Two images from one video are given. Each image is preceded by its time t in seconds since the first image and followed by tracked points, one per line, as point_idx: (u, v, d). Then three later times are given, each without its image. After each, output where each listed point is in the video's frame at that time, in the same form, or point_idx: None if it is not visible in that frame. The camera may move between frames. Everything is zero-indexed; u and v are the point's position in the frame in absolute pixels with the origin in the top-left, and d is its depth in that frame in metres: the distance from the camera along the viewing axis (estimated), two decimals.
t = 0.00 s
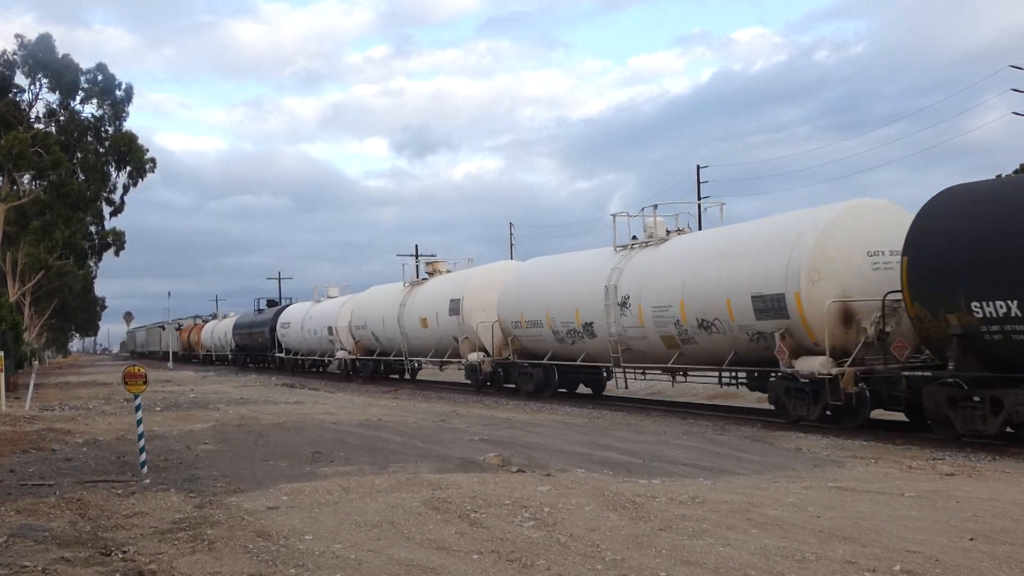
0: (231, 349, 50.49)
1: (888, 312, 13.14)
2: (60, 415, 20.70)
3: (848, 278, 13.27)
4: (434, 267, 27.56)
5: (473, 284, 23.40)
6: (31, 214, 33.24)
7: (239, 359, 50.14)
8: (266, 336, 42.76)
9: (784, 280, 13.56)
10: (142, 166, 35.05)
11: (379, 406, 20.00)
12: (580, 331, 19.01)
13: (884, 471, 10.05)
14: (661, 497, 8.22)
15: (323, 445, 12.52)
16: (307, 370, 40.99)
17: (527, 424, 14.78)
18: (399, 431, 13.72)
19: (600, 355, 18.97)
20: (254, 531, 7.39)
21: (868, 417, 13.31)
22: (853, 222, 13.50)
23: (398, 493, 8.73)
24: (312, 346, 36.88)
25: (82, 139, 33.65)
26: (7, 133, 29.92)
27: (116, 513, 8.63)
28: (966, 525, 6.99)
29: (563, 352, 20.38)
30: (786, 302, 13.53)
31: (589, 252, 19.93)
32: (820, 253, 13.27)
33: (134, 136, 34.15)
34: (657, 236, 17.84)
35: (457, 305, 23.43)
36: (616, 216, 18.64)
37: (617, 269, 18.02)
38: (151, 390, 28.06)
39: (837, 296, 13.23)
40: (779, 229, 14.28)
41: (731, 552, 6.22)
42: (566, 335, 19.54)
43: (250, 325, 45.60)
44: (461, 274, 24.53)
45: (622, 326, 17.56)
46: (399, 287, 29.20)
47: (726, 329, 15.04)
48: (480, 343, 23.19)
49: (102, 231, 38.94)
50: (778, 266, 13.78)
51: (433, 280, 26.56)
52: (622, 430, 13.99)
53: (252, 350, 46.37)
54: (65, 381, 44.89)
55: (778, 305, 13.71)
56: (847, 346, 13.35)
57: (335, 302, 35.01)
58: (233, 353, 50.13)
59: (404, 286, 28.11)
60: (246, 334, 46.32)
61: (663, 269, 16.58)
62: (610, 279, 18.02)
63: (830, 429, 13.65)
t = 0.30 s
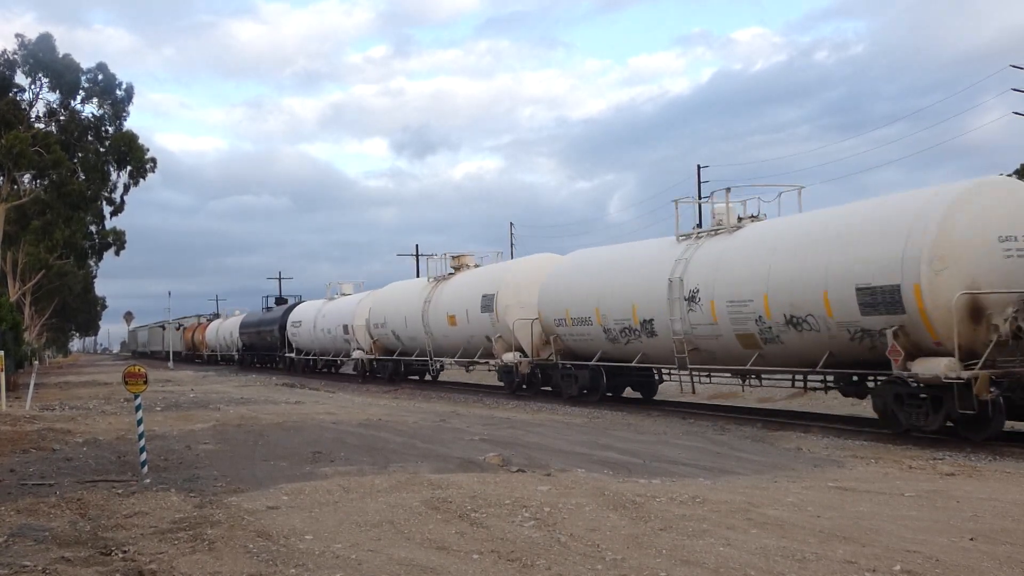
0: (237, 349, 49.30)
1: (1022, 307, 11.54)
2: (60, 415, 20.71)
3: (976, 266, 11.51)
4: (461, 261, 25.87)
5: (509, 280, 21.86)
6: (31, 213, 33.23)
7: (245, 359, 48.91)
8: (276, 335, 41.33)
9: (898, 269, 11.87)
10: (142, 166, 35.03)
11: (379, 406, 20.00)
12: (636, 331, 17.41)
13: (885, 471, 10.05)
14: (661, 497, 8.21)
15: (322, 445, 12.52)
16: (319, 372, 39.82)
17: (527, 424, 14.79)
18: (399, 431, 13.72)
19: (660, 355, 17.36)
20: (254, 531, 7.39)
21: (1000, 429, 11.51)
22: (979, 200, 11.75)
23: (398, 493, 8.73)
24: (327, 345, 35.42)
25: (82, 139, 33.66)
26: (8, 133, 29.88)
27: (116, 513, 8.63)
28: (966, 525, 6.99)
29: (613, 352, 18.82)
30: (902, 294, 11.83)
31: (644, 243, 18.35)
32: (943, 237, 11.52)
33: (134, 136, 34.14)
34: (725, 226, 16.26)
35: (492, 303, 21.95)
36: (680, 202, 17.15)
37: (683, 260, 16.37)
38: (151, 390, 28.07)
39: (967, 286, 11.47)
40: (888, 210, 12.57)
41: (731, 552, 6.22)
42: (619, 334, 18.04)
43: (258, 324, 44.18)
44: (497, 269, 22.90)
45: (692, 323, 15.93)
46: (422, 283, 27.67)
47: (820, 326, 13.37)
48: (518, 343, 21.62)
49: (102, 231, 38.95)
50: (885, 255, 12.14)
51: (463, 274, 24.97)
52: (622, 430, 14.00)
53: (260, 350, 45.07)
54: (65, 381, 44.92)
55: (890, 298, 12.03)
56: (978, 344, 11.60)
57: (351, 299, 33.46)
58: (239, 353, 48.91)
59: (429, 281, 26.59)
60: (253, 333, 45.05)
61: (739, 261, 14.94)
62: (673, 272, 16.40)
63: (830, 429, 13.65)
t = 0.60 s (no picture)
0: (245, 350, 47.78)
1: None
2: (60, 415, 20.71)
3: None
4: (492, 255, 23.76)
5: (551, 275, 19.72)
6: (31, 213, 33.22)
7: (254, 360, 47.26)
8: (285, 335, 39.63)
9: None
10: (141, 166, 35.01)
11: (379, 406, 20.01)
12: (705, 329, 15.36)
13: (885, 471, 10.05)
14: (661, 497, 8.21)
15: (322, 445, 12.51)
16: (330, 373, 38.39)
17: (527, 424, 14.79)
18: (399, 431, 13.72)
19: (732, 356, 15.31)
20: (254, 531, 7.39)
21: None
22: None
23: (398, 493, 8.73)
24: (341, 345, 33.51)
25: (82, 139, 33.70)
26: (7, 133, 29.87)
27: (115, 513, 8.62)
28: (967, 525, 6.98)
29: (673, 353, 16.78)
30: None
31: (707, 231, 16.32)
32: None
33: (134, 136, 34.15)
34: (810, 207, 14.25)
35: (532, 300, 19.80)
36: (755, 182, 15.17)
37: (762, 247, 14.36)
38: (151, 391, 28.09)
39: None
40: None
41: (731, 552, 6.22)
42: (683, 334, 15.93)
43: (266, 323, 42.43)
44: (532, 264, 20.84)
45: (776, 320, 13.91)
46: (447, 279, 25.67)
47: (943, 321, 11.45)
48: (561, 343, 19.51)
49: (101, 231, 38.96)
50: None
51: (493, 270, 22.87)
52: (622, 430, 14.00)
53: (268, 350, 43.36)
54: (65, 381, 44.92)
55: None
56: None
57: (367, 296, 31.45)
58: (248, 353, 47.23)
59: (454, 276, 24.56)
60: (260, 332, 43.41)
61: (839, 245, 12.90)
62: (753, 261, 14.33)
63: (830, 429, 13.65)
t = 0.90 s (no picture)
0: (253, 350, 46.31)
1: None
2: (60, 415, 20.73)
3: None
4: (525, 248, 22.78)
5: (600, 270, 18.39)
6: (31, 213, 33.20)
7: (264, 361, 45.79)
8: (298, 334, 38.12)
9: None
10: (141, 166, 35.03)
11: (378, 406, 20.02)
12: (795, 325, 13.87)
13: (885, 471, 10.06)
14: (661, 497, 8.22)
15: (322, 446, 12.53)
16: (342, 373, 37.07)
17: (527, 424, 14.81)
18: (399, 431, 13.73)
19: (826, 357, 13.84)
20: (254, 531, 7.41)
21: None
22: None
23: (398, 493, 8.74)
24: (360, 345, 31.98)
25: (82, 139, 33.69)
26: (7, 133, 29.86)
27: (116, 513, 8.64)
28: (967, 525, 6.99)
29: (749, 353, 15.28)
30: None
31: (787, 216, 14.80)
32: None
33: (134, 136, 34.16)
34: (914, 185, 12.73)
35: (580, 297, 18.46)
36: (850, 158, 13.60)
37: (865, 233, 12.83)
38: (150, 391, 28.11)
39: None
40: None
41: (731, 552, 6.23)
42: (767, 331, 14.45)
43: (276, 322, 40.97)
44: (579, 257, 19.37)
45: (887, 315, 12.44)
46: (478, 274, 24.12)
47: None
48: (612, 343, 18.16)
49: (101, 231, 38.97)
50: None
51: (534, 264, 21.37)
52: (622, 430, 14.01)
53: (279, 351, 41.92)
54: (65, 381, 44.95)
55: None
56: None
57: (388, 293, 29.93)
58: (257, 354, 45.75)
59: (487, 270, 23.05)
60: (270, 332, 41.97)
61: (967, 229, 11.43)
62: (855, 249, 12.83)
63: (830, 430, 13.66)
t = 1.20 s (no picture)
0: (262, 351, 44.84)
1: None
2: (60, 415, 20.72)
3: None
4: (566, 241, 21.07)
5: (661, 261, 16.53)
6: (32, 214, 33.19)
7: (273, 362, 44.23)
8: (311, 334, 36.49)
9: None
10: (142, 166, 35.03)
11: (379, 406, 20.01)
12: (911, 324, 11.87)
13: (885, 471, 10.06)
14: (661, 497, 8.21)
15: (322, 446, 12.52)
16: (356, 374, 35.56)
17: (527, 424, 14.79)
18: (399, 432, 13.73)
19: (948, 360, 11.80)
20: (254, 531, 7.40)
21: None
22: None
23: (399, 493, 8.74)
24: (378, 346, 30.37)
25: (82, 140, 33.69)
26: (8, 133, 29.85)
27: (116, 513, 8.64)
28: (967, 525, 6.99)
29: (848, 356, 13.24)
30: None
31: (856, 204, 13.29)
32: None
33: (134, 137, 34.16)
34: None
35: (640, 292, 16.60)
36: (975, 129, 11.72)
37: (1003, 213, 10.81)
38: (151, 391, 28.11)
39: None
40: None
41: (731, 552, 6.23)
42: (873, 331, 12.42)
43: (287, 322, 39.46)
44: (633, 249, 17.43)
45: None
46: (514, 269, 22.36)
47: None
48: (674, 344, 16.29)
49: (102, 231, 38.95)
50: None
51: (581, 257, 19.54)
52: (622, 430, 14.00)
53: (290, 352, 40.40)
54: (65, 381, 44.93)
55: None
56: None
57: (411, 290, 28.25)
58: (267, 354, 44.19)
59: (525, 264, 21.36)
60: (280, 332, 40.51)
61: None
62: (989, 234, 10.84)
63: (830, 429, 13.65)
